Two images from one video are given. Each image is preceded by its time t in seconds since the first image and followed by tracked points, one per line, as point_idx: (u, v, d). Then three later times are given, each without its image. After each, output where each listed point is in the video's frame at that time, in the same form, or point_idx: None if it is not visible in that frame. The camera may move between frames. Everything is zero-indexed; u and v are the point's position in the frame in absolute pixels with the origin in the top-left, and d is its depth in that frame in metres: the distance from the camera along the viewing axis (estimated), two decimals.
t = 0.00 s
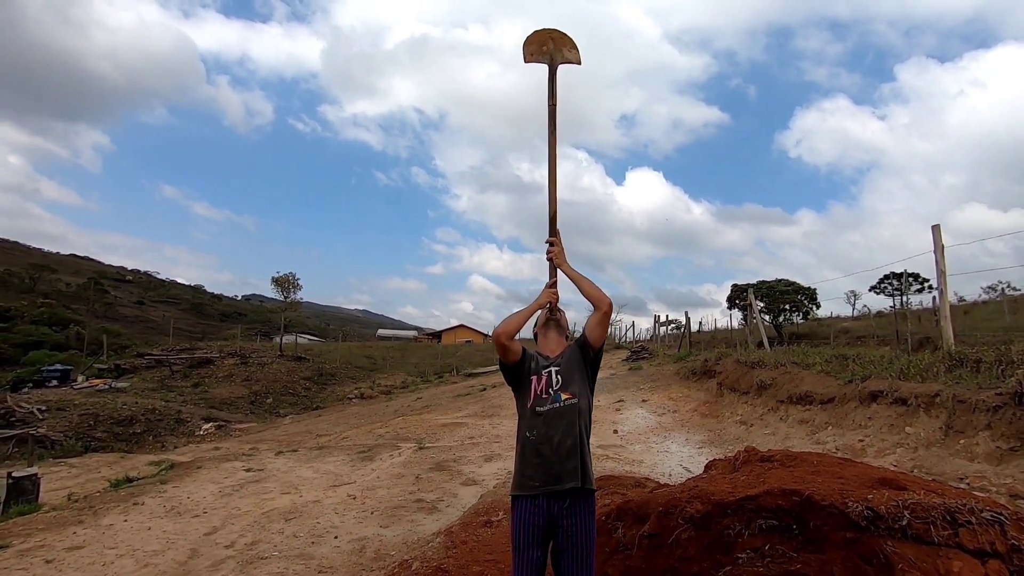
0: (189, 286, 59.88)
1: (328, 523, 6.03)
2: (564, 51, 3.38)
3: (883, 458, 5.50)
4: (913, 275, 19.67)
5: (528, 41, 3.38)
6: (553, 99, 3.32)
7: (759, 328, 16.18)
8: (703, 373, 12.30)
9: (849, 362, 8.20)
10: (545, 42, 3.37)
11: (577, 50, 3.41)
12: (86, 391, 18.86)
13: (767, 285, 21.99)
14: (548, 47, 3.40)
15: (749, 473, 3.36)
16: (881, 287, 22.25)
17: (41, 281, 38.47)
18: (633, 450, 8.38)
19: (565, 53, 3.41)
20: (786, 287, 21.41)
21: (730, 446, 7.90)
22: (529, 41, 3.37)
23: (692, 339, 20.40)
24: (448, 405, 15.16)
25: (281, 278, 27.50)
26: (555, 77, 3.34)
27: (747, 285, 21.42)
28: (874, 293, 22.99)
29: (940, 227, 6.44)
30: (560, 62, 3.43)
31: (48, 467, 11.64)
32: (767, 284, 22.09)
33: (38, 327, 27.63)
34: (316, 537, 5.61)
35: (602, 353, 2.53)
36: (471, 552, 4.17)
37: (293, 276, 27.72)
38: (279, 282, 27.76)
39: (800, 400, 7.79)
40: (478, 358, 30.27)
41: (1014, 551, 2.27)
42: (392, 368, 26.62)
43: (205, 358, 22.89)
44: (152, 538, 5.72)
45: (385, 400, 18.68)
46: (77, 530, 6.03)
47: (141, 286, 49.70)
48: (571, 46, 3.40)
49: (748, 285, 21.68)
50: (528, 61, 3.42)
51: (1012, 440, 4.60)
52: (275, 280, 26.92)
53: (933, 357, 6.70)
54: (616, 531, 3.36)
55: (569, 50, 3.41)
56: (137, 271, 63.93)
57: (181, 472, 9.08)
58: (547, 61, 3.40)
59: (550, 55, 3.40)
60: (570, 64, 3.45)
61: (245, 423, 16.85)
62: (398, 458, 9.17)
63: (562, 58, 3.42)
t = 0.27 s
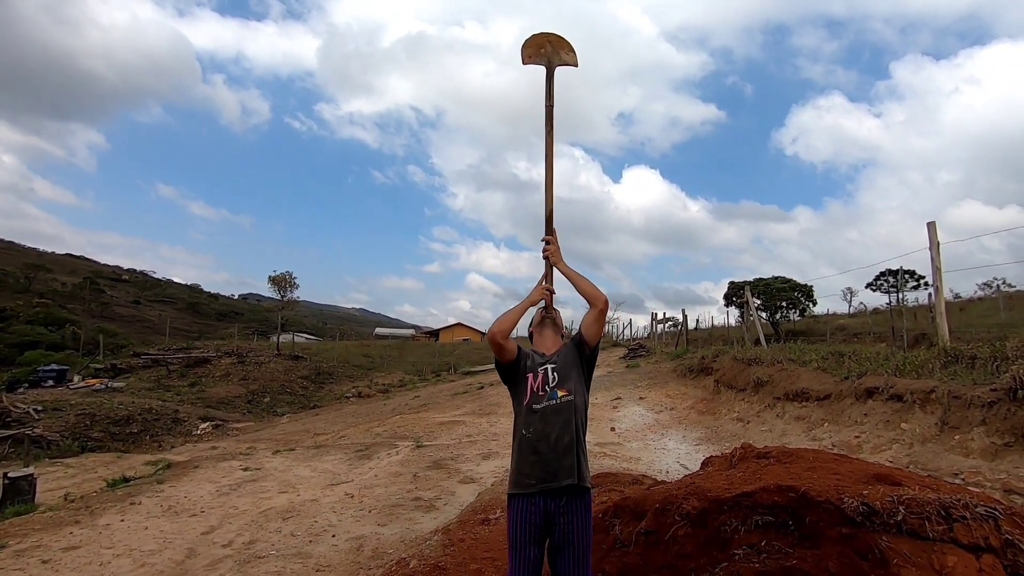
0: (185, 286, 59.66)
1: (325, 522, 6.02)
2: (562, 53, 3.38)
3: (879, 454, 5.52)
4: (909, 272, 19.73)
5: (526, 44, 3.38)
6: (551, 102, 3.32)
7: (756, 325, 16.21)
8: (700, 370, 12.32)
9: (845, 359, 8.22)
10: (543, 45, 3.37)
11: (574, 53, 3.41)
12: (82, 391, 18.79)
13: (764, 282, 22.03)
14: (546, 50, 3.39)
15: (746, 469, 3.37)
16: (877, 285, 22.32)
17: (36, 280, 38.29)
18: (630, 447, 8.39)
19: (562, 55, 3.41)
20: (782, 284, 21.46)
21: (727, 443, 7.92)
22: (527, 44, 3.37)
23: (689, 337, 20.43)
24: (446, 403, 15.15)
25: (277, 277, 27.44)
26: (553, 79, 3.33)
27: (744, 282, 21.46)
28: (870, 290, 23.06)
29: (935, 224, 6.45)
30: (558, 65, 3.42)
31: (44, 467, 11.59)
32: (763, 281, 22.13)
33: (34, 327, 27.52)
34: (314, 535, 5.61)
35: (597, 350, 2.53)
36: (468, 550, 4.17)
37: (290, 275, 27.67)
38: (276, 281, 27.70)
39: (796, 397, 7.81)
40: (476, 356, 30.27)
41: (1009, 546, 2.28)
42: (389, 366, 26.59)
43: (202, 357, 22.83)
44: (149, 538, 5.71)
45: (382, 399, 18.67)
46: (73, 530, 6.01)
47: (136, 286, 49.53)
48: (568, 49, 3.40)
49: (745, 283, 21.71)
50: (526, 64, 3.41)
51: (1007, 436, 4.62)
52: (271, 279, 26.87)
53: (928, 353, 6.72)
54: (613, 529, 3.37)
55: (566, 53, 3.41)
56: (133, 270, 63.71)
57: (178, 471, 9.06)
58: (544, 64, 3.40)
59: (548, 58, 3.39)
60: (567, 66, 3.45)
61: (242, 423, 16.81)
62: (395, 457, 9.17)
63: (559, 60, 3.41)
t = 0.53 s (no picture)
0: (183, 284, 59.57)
1: (325, 520, 6.03)
2: (561, 54, 3.38)
3: (877, 451, 5.53)
4: (907, 268, 19.75)
5: (525, 46, 3.38)
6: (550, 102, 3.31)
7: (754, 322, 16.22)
8: (698, 367, 12.34)
9: (843, 356, 8.24)
10: (542, 46, 3.37)
11: (573, 54, 3.41)
12: (80, 390, 18.77)
13: (762, 279, 22.04)
14: (545, 51, 3.39)
15: (744, 466, 3.37)
16: (875, 281, 22.34)
17: (34, 279, 38.20)
18: (629, 445, 8.41)
19: (561, 56, 3.40)
20: (781, 281, 21.47)
21: (725, 440, 7.93)
22: (526, 46, 3.37)
23: (688, 334, 20.45)
24: (445, 401, 15.16)
25: (276, 275, 27.41)
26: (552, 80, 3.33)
27: (743, 279, 21.48)
28: (868, 287, 23.11)
29: (933, 220, 6.46)
30: (556, 65, 3.42)
31: (43, 466, 11.59)
32: (761, 278, 22.15)
33: (31, 326, 27.46)
34: (313, 533, 5.61)
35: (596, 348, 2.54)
36: (467, 548, 4.18)
37: (288, 273, 27.64)
38: (274, 280, 27.67)
39: (794, 394, 7.82)
40: (474, 354, 30.29)
41: (1006, 541, 2.30)
42: (388, 365, 26.58)
43: (201, 356, 22.81)
44: (148, 537, 5.71)
45: (381, 397, 18.66)
46: (72, 530, 6.01)
47: (135, 284, 49.46)
48: (567, 50, 3.40)
49: (743, 280, 21.73)
50: (525, 64, 3.40)
51: (1004, 432, 4.64)
52: (270, 277, 26.85)
53: (926, 350, 6.73)
54: (612, 526, 3.38)
55: (565, 54, 3.41)
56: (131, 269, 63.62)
57: (177, 470, 9.06)
58: (543, 64, 3.39)
59: (546, 59, 3.39)
60: (566, 67, 3.44)
61: (241, 421, 16.81)
62: (394, 455, 9.17)
63: (558, 61, 3.41)
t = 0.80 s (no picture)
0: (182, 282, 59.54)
1: (324, 518, 6.04)
2: (559, 55, 3.38)
3: (875, 448, 5.55)
4: (905, 266, 19.78)
5: (524, 47, 3.38)
6: (547, 103, 3.31)
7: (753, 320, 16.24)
8: (697, 365, 12.36)
9: (842, 354, 8.25)
10: (540, 48, 3.36)
11: (571, 55, 3.40)
12: (79, 389, 18.77)
13: (761, 277, 22.06)
14: (543, 51, 3.39)
15: (743, 464, 3.38)
16: (874, 279, 22.37)
17: (33, 278, 38.15)
18: (628, 442, 8.42)
19: (559, 57, 3.40)
20: (780, 279, 21.49)
21: (724, 438, 7.95)
22: (525, 46, 3.36)
23: (687, 332, 20.47)
24: (444, 399, 15.16)
25: (275, 273, 27.40)
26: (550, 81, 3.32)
27: (741, 277, 21.50)
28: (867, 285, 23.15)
29: (932, 218, 6.46)
30: (555, 66, 3.42)
31: (42, 465, 11.59)
32: (761, 276, 22.17)
33: (30, 325, 27.43)
34: (312, 532, 5.62)
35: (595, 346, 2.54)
36: (466, 545, 4.19)
37: (287, 272, 27.63)
38: (273, 278, 27.67)
39: (793, 392, 7.83)
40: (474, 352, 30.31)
41: (1003, 538, 2.31)
42: (388, 363, 26.58)
43: (199, 354, 22.80)
44: (147, 535, 5.72)
45: (381, 395, 18.68)
46: (71, 528, 6.01)
47: (134, 283, 49.41)
48: (565, 51, 3.40)
49: (742, 278, 21.75)
50: (523, 65, 3.40)
51: (1002, 429, 4.65)
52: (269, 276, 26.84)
53: (925, 348, 6.74)
54: (611, 523, 3.39)
55: (563, 55, 3.40)
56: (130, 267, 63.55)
57: (176, 469, 9.06)
58: (541, 65, 3.39)
59: (545, 59, 3.38)
60: (565, 68, 3.44)
61: (240, 420, 16.81)
62: (394, 453, 9.17)
63: (556, 62, 3.41)
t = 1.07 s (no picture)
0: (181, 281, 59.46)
1: (324, 516, 6.04)
2: (558, 56, 3.37)
3: (874, 446, 5.56)
4: (904, 264, 19.80)
5: (522, 48, 3.37)
6: (545, 104, 3.30)
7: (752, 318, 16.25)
8: (696, 363, 12.37)
9: (841, 351, 8.27)
10: (539, 48, 3.36)
11: (570, 56, 3.40)
12: (78, 387, 18.76)
13: (760, 275, 22.08)
14: (541, 52, 3.38)
15: (741, 461, 3.39)
16: (872, 277, 22.39)
17: (31, 277, 38.10)
18: (627, 440, 8.43)
19: (558, 58, 3.39)
20: (778, 277, 21.51)
21: (723, 436, 7.96)
22: (524, 47, 3.36)
23: (686, 330, 20.49)
24: (443, 398, 15.17)
25: (274, 272, 27.38)
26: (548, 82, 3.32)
27: (740, 275, 21.51)
28: (865, 283, 23.18)
29: (930, 216, 6.47)
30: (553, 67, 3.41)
31: (41, 463, 11.60)
32: (759, 274, 22.18)
33: (28, 323, 27.40)
34: (312, 530, 5.63)
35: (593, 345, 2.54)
36: (466, 543, 4.19)
37: (286, 270, 27.61)
38: (272, 277, 27.66)
39: (792, 389, 7.85)
40: (473, 351, 30.32)
41: (1001, 535, 2.31)
42: (387, 361, 26.59)
43: (198, 353, 22.79)
44: (146, 534, 5.72)
45: (380, 393, 18.68)
46: (71, 527, 6.01)
47: (132, 281, 49.35)
48: (563, 52, 3.39)
49: (741, 276, 21.76)
50: (522, 65, 3.39)
51: (1000, 426, 4.66)
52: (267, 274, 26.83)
53: (923, 345, 6.75)
54: (610, 521, 3.39)
55: (561, 56, 3.40)
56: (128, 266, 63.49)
57: (175, 467, 9.06)
58: (540, 66, 3.38)
59: (543, 60, 3.38)
60: (563, 69, 3.43)
61: (239, 418, 16.81)
62: (393, 451, 9.17)
63: (555, 62, 3.40)
